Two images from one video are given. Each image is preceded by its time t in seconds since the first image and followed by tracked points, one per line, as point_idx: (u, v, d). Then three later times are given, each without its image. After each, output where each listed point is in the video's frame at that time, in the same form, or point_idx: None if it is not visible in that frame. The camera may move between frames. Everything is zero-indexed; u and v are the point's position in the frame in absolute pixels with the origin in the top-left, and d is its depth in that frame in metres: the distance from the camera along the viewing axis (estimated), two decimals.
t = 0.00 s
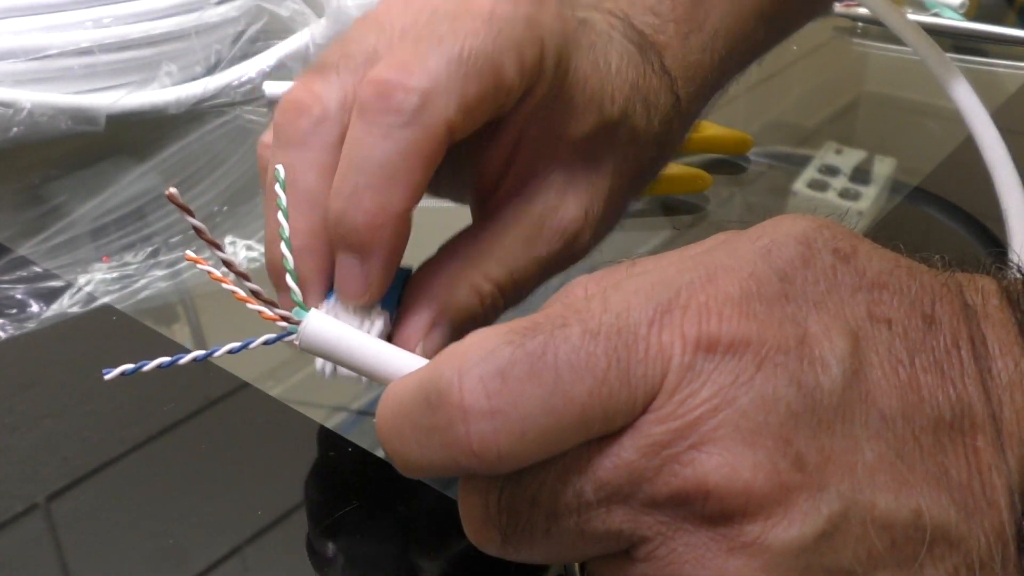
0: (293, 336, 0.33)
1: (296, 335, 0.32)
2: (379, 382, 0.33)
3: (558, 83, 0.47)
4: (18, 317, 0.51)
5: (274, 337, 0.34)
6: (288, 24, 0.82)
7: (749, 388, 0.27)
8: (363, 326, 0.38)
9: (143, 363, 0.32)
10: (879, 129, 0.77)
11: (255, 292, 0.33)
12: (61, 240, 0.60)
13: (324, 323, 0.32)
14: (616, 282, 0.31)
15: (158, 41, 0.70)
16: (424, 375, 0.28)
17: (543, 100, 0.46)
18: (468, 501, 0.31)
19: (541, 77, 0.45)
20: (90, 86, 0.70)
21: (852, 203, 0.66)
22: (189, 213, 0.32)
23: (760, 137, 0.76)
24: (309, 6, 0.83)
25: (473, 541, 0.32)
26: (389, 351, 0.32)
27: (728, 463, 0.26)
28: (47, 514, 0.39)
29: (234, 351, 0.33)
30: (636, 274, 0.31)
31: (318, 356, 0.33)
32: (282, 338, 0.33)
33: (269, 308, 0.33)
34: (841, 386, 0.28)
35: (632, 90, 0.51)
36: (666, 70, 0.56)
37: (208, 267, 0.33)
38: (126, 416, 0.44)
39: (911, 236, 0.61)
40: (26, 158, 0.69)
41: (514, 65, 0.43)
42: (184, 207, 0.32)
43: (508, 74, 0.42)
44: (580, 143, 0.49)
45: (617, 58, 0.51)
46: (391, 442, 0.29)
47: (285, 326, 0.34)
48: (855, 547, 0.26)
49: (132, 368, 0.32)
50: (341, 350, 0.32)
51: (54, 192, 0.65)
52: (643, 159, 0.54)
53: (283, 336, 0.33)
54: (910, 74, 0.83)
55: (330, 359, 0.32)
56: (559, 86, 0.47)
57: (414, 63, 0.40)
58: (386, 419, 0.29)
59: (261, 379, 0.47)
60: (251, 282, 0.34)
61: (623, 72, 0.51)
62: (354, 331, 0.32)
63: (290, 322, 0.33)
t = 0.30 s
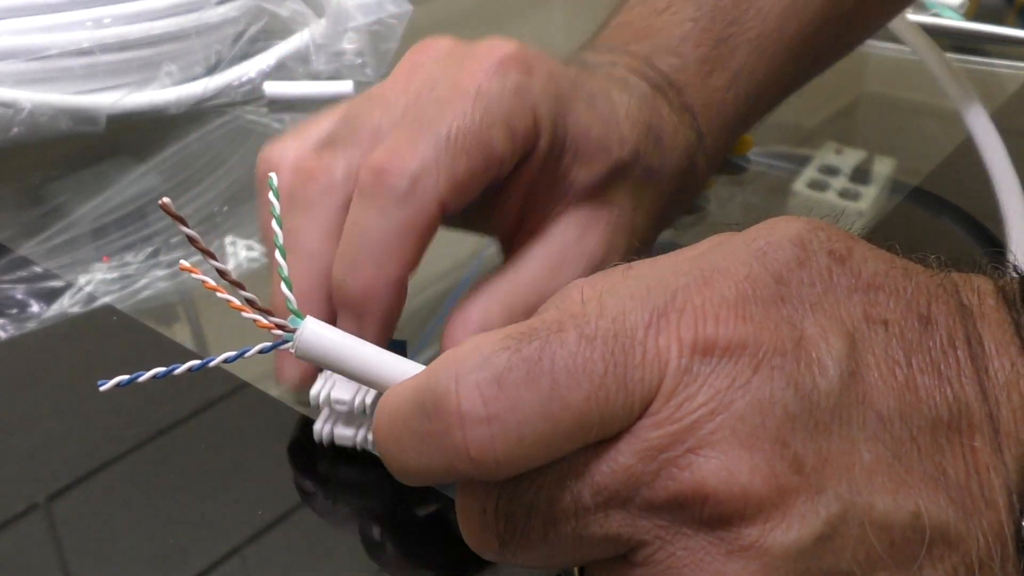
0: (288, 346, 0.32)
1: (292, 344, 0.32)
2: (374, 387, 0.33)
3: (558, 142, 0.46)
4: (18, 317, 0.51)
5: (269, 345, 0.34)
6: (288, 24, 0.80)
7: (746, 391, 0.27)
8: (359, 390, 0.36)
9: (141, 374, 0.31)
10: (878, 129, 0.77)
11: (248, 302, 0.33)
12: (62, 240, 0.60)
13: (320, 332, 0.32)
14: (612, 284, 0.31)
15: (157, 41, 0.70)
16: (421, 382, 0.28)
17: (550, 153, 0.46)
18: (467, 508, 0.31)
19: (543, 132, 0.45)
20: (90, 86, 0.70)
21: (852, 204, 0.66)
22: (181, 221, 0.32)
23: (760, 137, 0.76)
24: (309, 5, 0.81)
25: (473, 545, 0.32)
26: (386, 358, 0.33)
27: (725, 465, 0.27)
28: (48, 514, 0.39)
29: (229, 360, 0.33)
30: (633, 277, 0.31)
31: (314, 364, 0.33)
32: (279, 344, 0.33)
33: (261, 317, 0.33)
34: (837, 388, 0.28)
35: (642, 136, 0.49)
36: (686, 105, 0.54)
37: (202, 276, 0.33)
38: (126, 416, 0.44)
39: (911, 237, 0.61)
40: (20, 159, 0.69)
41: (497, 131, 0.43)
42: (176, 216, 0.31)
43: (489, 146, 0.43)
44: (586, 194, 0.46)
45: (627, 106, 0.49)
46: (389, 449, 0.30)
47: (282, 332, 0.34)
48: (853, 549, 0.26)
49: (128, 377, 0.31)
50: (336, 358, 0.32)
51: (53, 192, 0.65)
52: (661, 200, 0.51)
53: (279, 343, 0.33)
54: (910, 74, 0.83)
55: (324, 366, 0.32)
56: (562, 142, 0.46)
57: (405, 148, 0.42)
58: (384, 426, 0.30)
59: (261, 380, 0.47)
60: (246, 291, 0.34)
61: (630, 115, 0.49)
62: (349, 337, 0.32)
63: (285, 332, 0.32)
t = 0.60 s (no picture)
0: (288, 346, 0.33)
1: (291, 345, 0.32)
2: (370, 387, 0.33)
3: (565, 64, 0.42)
4: (18, 317, 0.51)
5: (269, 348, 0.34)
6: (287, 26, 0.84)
7: (741, 389, 0.27)
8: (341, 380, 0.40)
9: (143, 377, 0.31)
10: (878, 129, 0.77)
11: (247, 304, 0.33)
12: (61, 240, 0.60)
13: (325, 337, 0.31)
14: (608, 287, 0.31)
15: (157, 40, 0.72)
16: (417, 382, 0.29)
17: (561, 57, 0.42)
18: (465, 507, 0.31)
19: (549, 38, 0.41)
20: (92, 86, 0.71)
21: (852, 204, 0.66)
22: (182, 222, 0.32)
23: (759, 138, 0.77)
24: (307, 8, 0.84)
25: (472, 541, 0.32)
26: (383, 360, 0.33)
27: (721, 464, 0.27)
28: (48, 514, 0.39)
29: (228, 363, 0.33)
30: (629, 278, 0.31)
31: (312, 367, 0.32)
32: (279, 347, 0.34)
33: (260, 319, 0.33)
34: (833, 387, 0.28)
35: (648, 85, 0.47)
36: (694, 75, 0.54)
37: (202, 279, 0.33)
38: (126, 416, 0.44)
39: (910, 236, 0.61)
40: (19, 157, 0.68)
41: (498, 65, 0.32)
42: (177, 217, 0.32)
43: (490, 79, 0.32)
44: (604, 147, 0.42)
45: (656, 47, 0.45)
46: (387, 447, 0.30)
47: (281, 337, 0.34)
48: (849, 547, 0.27)
49: (127, 382, 0.32)
50: (339, 362, 0.31)
51: (54, 192, 0.65)
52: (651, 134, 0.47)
53: (280, 346, 0.34)
54: (909, 74, 0.83)
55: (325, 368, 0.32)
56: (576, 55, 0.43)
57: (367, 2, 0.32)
58: (381, 425, 0.30)
59: (262, 380, 0.47)
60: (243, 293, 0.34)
61: (659, 63, 0.45)
62: (345, 337, 0.32)
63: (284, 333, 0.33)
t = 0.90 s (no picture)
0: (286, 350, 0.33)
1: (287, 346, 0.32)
2: (363, 385, 0.33)
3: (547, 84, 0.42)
4: (18, 317, 0.51)
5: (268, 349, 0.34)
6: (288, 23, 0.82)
7: (737, 387, 0.27)
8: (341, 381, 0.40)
9: (141, 382, 0.31)
10: (877, 128, 0.77)
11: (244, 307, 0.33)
12: (62, 240, 0.60)
13: (316, 334, 0.31)
14: (605, 286, 0.31)
15: (157, 41, 0.74)
16: (415, 382, 0.29)
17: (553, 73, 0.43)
18: (463, 507, 0.31)
19: (533, 58, 0.40)
20: (92, 87, 0.72)
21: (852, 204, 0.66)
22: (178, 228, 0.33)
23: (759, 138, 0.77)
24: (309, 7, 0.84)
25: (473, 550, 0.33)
26: (375, 357, 0.33)
27: (719, 462, 0.27)
28: (48, 513, 0.39)
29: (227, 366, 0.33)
30: (625, 279, 0.31)
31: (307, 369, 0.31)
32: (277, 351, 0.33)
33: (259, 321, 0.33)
34: (829, 385, 0.28)
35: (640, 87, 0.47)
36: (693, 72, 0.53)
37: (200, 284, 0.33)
38: (127, 416, 0.44)
39: (909, 235, 0.61)
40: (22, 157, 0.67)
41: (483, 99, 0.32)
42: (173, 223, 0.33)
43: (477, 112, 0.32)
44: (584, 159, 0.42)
45: (639, 57, 0.45)
46: (384, 447, 0.30)
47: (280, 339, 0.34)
48: (847, 544, 0.27)
49: (128, 387, 0.31)
50: (329, 358, 0.31)
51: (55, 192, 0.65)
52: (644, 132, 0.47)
53: (278, 349, 0.33)
54: (908, 75, 0.83)
55: (317, 368, 0.31)
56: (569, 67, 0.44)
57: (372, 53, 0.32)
58: (379, 425, 0.30)
59: (262, 380, 0.47)
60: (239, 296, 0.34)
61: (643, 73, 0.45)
62: (342, 339, 0.32)
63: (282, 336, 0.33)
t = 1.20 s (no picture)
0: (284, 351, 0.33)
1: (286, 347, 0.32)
2: (364, 388, 0.33)
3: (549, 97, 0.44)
4: (18, 317, 0.51)
5: (267, 350, 0.34)
6: (288, 24, 0.82)
7: (734, 385, 0.27)
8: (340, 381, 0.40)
9: (143, 383, 0.32)
10: (877, 129, 0.77)
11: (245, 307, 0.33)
12: (62, 240, 0.60)
13: (317, 337, 0.31)
14: (601, 285, 0.31)
15: (157, 41, 0.76)
16: (412, 380, 0.29)
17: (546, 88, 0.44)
18: (461, 506, 0.31)
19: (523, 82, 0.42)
20: (91, 86, 0.72)
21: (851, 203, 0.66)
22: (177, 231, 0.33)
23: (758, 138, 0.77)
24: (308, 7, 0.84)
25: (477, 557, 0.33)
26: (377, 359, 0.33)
27: (717, 460, 0.27)
28: (48, 513, 0.39)
29: (228, 367, 0.33)
30: (621, 278, 0.31)
31: (306, 370, 0.32)
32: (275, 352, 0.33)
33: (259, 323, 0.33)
34: (826, 384, 0.28)
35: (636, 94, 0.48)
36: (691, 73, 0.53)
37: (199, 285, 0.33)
38: (126, 416, 0.44)
39: (908, 234, 0.61)
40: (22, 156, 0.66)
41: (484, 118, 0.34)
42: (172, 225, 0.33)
43: (478, 132, 0.34)
44: (584, 171, 0.44)
45: (640, 68, 0.47)
46: (382, 446, 0.30)
47: (279, 340, 0.34)
48: (844, 542, 0.27)
49: (129, 387, 0.32)
50: (331, 360, 0.31)
51: (56, 192, 0.65)
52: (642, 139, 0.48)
53: (276, 350, 0.33)
54: (908, 75, 0.83)
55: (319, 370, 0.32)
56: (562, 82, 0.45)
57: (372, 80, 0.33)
58: (377, 424, 0.30)
59: (261, 380, 0.47)
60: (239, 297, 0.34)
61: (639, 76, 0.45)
62: (341, 339, 0.32)
63: (281, 337, 0.33)
